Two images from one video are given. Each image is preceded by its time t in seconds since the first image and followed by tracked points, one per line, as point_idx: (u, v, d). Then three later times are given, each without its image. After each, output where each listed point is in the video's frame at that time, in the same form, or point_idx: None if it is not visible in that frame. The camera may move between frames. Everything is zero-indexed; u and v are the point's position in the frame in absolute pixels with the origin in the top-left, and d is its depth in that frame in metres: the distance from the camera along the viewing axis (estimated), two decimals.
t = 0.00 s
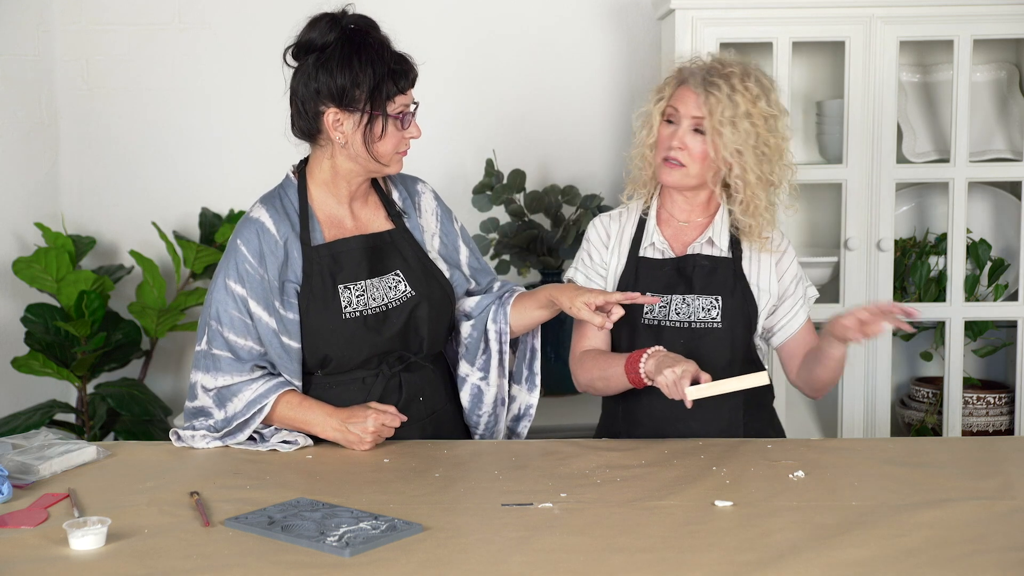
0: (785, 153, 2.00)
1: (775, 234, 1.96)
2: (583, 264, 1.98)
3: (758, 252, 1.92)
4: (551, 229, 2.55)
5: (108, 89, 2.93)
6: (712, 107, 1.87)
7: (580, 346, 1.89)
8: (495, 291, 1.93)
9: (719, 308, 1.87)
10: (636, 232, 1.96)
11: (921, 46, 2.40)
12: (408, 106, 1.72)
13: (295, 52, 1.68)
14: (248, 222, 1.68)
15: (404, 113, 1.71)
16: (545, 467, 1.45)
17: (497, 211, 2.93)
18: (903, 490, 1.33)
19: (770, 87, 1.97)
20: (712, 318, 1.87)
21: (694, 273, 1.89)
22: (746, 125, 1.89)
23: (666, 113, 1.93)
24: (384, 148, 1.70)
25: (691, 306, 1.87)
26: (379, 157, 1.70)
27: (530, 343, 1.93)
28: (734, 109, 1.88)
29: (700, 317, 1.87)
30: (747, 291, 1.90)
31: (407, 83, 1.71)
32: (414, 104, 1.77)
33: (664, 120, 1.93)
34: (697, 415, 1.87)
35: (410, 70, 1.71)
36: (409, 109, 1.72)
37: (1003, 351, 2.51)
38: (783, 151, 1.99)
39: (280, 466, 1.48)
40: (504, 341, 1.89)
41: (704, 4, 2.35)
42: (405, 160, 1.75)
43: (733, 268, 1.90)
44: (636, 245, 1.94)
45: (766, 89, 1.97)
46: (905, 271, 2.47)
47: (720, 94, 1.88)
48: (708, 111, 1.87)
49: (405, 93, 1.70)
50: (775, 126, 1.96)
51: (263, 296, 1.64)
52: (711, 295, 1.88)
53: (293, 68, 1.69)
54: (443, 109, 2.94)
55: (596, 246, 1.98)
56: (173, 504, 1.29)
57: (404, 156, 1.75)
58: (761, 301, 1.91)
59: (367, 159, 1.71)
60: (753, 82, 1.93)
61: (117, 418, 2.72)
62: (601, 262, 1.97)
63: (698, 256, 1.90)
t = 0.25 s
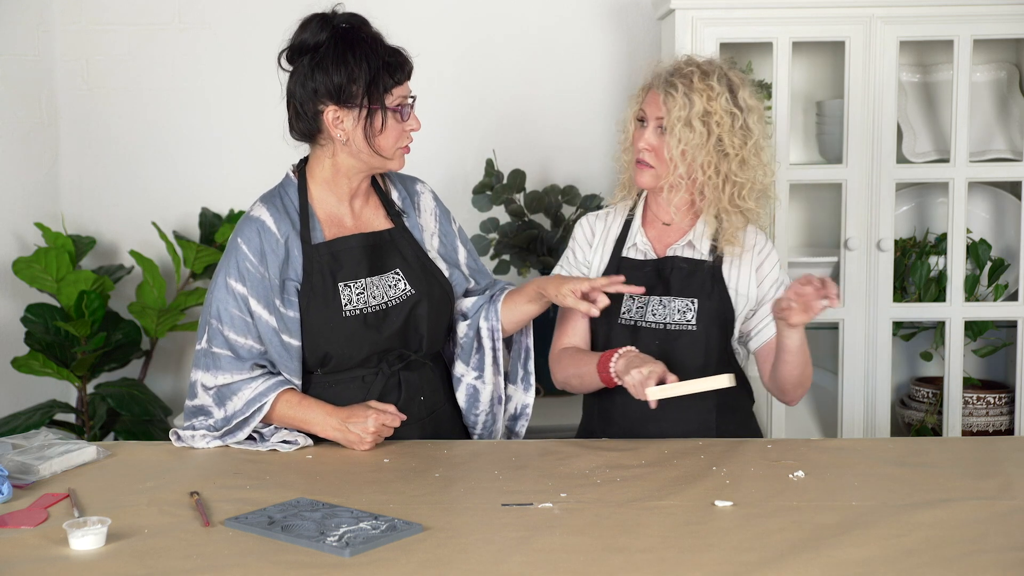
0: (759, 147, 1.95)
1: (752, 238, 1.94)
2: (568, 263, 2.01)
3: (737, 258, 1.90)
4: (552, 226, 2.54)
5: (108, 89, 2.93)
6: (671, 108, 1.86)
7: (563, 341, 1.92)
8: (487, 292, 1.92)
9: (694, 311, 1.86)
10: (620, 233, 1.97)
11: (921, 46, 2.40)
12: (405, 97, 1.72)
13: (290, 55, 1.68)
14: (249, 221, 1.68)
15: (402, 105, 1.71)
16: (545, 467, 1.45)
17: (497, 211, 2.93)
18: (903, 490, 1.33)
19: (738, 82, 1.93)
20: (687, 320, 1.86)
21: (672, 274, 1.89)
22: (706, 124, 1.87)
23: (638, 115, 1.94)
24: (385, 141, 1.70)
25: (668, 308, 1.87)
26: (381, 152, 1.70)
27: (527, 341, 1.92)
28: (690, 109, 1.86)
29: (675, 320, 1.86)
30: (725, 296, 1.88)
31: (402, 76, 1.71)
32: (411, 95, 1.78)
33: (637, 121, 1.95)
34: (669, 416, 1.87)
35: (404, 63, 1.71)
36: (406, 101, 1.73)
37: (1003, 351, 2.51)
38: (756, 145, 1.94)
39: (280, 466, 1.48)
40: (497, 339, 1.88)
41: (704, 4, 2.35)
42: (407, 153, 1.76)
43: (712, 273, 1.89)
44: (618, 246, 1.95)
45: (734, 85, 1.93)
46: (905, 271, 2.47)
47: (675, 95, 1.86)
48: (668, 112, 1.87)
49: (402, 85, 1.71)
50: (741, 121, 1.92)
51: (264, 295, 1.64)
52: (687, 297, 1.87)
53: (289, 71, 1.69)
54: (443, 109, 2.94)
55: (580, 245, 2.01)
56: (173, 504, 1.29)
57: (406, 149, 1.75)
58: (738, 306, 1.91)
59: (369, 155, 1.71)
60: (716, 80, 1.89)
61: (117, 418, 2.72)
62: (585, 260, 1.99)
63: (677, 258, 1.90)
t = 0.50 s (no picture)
0: (741, 154, 1.94)
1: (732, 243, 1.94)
2: (557, 262, 2.05)
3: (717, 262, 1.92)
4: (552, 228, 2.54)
5: (108, 89, 2.93)
6: (650, 114, 1.89)
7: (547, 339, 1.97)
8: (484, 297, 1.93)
9: (672, 313, 1.88)
10: (608, 234, 2.00)
11: (921, 46, 2.40)
12: (404, 97, 1.72)
13: (290, 53, 1.68)
14: (249, 220, 1.67)
15: (401, 104, 1.71)
16: (545, 468, 1.45)
17: (497, 211, 2.93)
18: (902, 490, 1.33)
19: (722, 87, 1.93)
20: (665, 322, 1.88)
21: (652, 277, 1.91)
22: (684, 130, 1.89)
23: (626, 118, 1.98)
24: (385, 140, 1.70)
25: (647, 309, 1.89)
26: (380, 150, 1.71)
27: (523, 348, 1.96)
28: (667, 114, 1.88)
29: (652, 322, 1.88)
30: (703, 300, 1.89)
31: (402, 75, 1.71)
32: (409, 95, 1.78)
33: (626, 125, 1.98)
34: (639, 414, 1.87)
35: (403, 62, 1.72)
36: (405, 100, 1.73)
37: (1003, 351, 2.51)
38: (739, 152, 1.94)
39: (280, 466, 1.48)
40: (496, 342, 1.89)
41: (704, 4, 2.35)
42: (405, 152, 1.76)
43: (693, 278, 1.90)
44: (605, 247, 1.97)
45: (719, 90, 1.93)
46: (905, 272, 2.47)
47: (653, 100, 1.89)
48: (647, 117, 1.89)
49: (403, 85, 1.72)
50: (721, 127, 1.92)
51: (264, 294, 1.64)
52: (666, 300, 1.88)
53: (288, 71, 1.69)
54: (443, 109, 2.94)
55: (569, 243, 2.05)
56: (173, 504, 1.29)
57: (404, 148, 1.76)
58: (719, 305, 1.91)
59: (368, 153, 1.71)
60: (697, 85, 1.90)
61: (117, 418, 2.72)
62: (572, 260, 2.03)
63: (657, 261, 1.91)
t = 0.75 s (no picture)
0: (744, 174, 1.94)
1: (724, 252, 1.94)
2: (552, 260, 2.07)
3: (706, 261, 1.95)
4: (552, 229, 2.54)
5: (108, 89, 2.93)
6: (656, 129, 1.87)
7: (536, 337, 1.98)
8: (477, 299, 1.92)
9: (651, 313, 1.89)
10: (602, 234, 2.01)
11: (921, 46, 2.40)
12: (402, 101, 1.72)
13: (291, 51, 1.68)
14: (247, 221, 1.67)
15: (398, 109, 1.71)
16: (545, 467, 1.45)
17: (497, 211, 2.93)
18: (902, 490, 1.33)
19: (730, 103, 1.92)
20: (643, 321, 1.89)
21: (635, 276, 1.92)
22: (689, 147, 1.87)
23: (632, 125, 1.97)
24: (380, 143, 1.70)
25: (627, 308, 1.90)
26: (375, 153, 1.71)
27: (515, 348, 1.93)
28: (676, 132, 1.86)
29: (632, 320, 1.89)
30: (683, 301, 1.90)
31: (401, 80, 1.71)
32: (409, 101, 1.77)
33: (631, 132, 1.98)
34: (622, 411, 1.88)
35: (404, 66, 1.71)
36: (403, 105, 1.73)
37: (1003, 351, 2.51)
38: (742, 171, 1.94)
39: (280, 466, 1.48)
40: (486, 343, 1.89)
41: (704, 4, 2.35)
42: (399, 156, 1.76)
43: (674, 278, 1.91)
44: (596, 247, 1.98)
45: (726, 107, 1.92)
46: (904, 272, 2.47)
47: (662, 116, 1.86)
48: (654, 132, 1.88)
49: (402, 90, 1.71)
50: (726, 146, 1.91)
51: (263, 295, 1.64)
52: (646, 299, 1.89)
53: (288, 67, 1.69)
54: (443, 109, 2.94)
55: (564, 241, 2.07)
56: (174, 504, 1.29)
57: (399, 152, 1.75)
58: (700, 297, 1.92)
59: (363, 155, 1.71)
60: (706, 103, 1.88)
61: (117, 418, 2.72)
62: (566, 258, 2.05)
63: (641, 261, 1.93)
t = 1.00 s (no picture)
0: (749, 190, 1.95)
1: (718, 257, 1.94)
2: (549, 259, 2.07)
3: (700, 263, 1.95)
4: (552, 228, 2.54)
5: (108, 89, 2.93)
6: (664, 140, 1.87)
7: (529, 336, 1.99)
8: (477, 299, 1.92)
9: (643, 311, 1.89)
10: (597, 234, 2.01)
11: (921, 46, 2.40)
12: (400, 102, 1.71)
13: (289, 52, 1.68)
14: (244, 221, 1.67)
15: (396, 110, 1.70)
16: (545, 467, 1.45)
17: (497, 211, 2.93)
18: (902, 490, 1.33)
19: (735, 118, 1.92)
20: (635, 319, 1.90)
21: (627, 275, 1.92)
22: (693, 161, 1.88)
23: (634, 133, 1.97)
24: (377, 144, 1.70)
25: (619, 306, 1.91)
26: (370, 154, 1.70)
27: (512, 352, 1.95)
28: (682, 146, 1.88)
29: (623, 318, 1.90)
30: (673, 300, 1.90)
31: (400, 80, 1.70)
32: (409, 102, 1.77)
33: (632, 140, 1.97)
34: (611, 410, 1.89)
35: (402, 67, 1.71)
36: (401, 106, 1.72)
37: (1003, 351, 2.51)
38: (747, 188, 1.94)
39: (280, 466, 1.48)
40: (486, 344, 1.89)
41: (704, 4, 2.35)
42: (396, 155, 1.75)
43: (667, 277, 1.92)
44: (592, 247, 1.99)
45: (731, 121, 1.92)
46: (904, 272, 2.47)
47: (668, 129, 1.88)
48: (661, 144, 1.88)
49: (399, 92, 1.71)
50: (732, 162, 1.92)
51: (260, 294, 1.64)
52: (638, 297, 1.90)
53: (286, 67, 1.69)
54: (442, 109, 2.94)
55: (561, 240, 2.07)
56: (173, 504, 1.29)
57: (396, 152, 1.75)
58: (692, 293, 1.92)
59: (359, 156, 1.71)
60: (711, 118, 1.89)
61: (117, 418, 2.73)
62: (561, 256, 2.05)
63: (633, 258, 1.94)
